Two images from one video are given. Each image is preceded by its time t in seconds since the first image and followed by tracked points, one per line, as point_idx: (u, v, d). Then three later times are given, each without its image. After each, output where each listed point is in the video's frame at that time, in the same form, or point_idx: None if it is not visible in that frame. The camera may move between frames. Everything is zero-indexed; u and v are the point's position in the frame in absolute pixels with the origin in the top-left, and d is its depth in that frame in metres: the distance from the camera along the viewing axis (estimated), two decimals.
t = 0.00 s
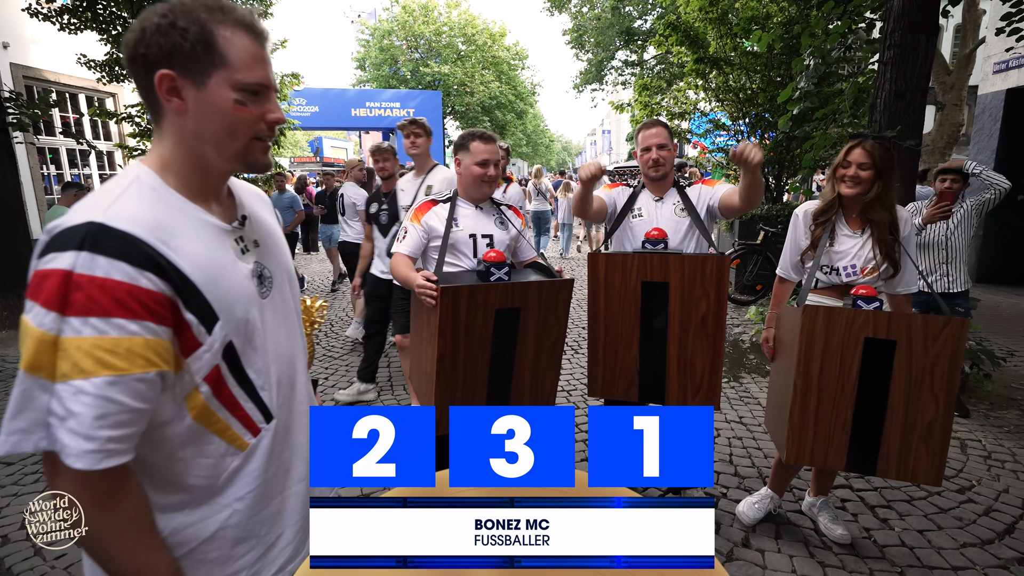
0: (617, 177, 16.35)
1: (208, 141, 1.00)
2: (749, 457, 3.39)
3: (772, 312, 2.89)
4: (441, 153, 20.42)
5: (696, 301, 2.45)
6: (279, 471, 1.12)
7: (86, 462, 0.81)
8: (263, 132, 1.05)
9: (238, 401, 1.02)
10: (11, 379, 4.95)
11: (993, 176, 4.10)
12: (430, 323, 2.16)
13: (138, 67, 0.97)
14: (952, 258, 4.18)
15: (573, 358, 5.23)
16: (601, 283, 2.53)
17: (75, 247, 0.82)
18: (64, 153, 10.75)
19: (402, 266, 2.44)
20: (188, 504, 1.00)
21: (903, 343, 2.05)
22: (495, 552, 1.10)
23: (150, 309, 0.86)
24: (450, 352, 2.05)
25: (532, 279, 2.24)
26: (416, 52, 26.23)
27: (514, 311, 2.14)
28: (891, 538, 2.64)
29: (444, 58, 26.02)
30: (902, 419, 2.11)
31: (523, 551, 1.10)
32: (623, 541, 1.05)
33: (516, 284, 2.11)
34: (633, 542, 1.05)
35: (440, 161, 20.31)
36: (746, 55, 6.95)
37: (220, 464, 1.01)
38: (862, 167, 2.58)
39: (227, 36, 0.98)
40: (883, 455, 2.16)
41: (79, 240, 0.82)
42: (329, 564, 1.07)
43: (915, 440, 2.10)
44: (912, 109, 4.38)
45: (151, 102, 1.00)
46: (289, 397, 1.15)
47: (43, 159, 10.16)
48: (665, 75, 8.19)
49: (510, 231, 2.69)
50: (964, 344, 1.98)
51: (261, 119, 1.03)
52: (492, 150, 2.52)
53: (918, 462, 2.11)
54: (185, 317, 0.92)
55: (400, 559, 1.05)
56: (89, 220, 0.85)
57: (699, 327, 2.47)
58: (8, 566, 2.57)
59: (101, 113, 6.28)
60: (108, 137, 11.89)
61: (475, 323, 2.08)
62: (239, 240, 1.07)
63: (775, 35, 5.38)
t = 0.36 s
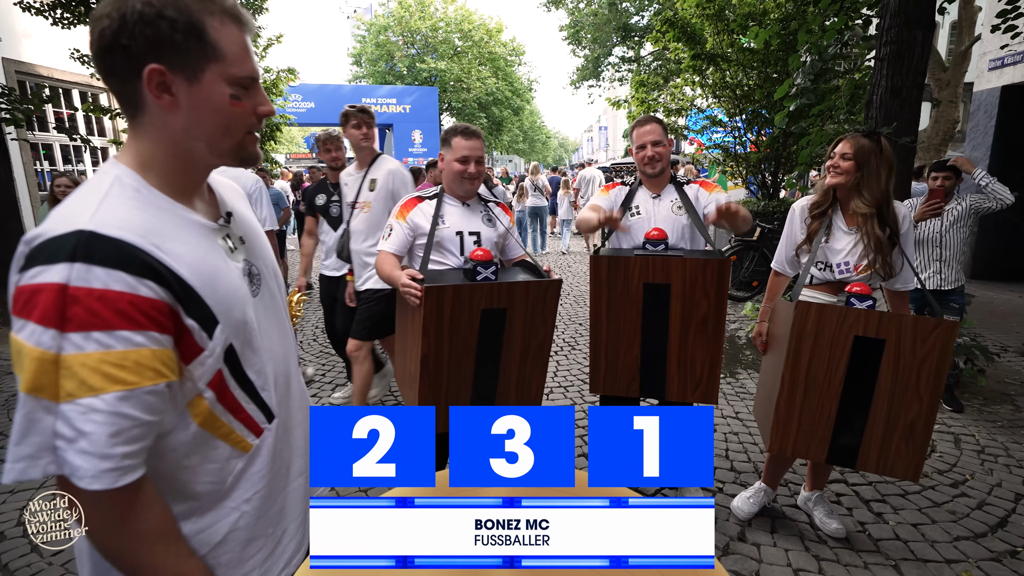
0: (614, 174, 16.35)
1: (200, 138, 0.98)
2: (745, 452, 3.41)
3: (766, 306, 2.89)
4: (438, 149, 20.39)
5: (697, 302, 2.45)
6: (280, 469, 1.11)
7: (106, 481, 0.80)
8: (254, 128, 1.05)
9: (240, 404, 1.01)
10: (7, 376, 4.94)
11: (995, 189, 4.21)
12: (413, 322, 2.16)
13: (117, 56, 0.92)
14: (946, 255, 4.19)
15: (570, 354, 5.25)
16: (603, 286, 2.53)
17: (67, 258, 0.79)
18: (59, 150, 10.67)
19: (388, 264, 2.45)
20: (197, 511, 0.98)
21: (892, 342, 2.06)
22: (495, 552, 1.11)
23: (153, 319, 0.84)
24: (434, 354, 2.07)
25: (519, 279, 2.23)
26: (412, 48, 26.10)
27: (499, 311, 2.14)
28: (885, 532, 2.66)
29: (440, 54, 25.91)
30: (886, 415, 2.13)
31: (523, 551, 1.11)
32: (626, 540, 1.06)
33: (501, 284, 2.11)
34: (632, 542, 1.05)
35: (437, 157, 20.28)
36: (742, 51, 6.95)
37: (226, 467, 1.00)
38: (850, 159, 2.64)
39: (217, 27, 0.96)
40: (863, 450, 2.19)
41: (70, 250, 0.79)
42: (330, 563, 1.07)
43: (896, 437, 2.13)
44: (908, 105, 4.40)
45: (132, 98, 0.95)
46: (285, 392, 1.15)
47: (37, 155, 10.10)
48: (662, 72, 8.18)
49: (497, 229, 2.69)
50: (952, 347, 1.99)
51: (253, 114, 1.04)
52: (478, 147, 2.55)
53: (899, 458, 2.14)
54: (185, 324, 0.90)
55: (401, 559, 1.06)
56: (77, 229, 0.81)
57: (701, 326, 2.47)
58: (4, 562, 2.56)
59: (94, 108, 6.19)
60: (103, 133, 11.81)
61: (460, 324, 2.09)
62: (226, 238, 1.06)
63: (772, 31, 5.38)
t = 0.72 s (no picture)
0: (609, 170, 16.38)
1: (199, 136, 0.98)
2: (739, 447, 3.44)
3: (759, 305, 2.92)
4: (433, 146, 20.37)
5: (688, 301, 2.46)
6: (288, 462, 1.18)
7: (130, 469, 0.82)
8: (253, 125, 1.03)
9: (250, 397, 1.05)
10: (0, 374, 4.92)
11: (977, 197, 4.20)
12: (401, 332, 2.13)
13: (118, 59, 0.93)
14: (940, 252, 4.22)
15: (566, 351, 5.27)
16: (597, 286, 2.56)
17: (85, 259, 0.81)
18: (50, 146, 10.58)
19: (363, 272, 2.43)
20: (211, 502, 1.03)
21: (880, 332, 2.09)
22: (495, 552, 1.12)
23: (169, 316, 0.86)
24: (427, 362, 2.05)
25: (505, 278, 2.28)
26: (407, 43, 25.98)
27: (489, 312, 2.18)
28: (876, 526, 2.70)
29: (435, 49, 25.80)
30: (879, 407, 2.15)
31: (523, 551, 1.12)
32: (625, 541, 1.07)
33: (490, 287, 2.14)
34: (631, 542, 1.06)
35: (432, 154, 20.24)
36: (737, 48, 6.97)
37: (238, 460, 1.05)
38: (854, 152, 2.63)
39: (213, 27, 0.95)
40: (859, 443, 2.21)
41: (88, 251, 0.82)
42: (330, 563, 1.08)
43: (891, 430, 2.15)
44: (901, 103, 4.43)
45: (137, 99, 0.96)
46: (294, 388, 1.21)
47: (28, 151, 10.02)
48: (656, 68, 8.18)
49: (471, 225, 2.73)
50: (941, 335, 2.01)
51: (251, 112, 1.02)
52: (447, 146, 2.51)
53: (895, 450, 2.16)
54: (198, 320, 0.93)
55: (401, 560, 1.07)
56: (94, 231, 0.84)
57: (692, 326, 2.47)
58: None
59: (86, 103, 6.10)
60: (94, 129, 11.71)
61: (452, 330, 2.09)
62: (235, 235, 1.08)
63: (766, 29, 5.39)
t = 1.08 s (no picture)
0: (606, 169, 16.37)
1: (222, 138, 1.10)
2: (734, 444, 3.46)
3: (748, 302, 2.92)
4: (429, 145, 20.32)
5: (682, 300, 2.47)
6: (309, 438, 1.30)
7: (164, 425, 0.95)
8: (269, 126, 1.13)
9: (273, 371, 1.19)
10: None
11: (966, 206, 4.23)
12: (404, 331, 2.12)
13: (154, 74, 1.07)
14: (932, 250, 4.26)
15: (562, 349, 5.28)
16: (591, 283, 2.56)
17: (132, 243, 0.97)
18: (43, 145, 10.51)
19: (365, 271, 2.39)
20: (238, 466, 1.16)
21: (866, 321, 2.14)
22: (495, 560, 1.03)
23: (201, 293, 1.00)
24: (430, 359, 2.06)
25: (506, 275, 2.29)
26: (402, 41, 25.86)
27: (491, 308, 2.19)
28: (869, 521, 2.72)
29: (431, 47, 25.72)
30: (872, 398, 2.18)
31: (524, 561, 1.03)
32: (626, 551, 1.00)
33: (492, 283, 2.15)
34: (634, 551, 1.00)
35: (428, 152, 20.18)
36: (732, 46, 6.98)
37: (262, 429, 1.18)
38: (834, 147, 2.65)
39: (230, 38, 1.06)
40: (855, 436, 2.23)
41: (134, 237, 0.97)
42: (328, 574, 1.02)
43: (885, 422, 2.17)
44: (895, 100, 4.45)
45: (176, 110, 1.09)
46: (315, 366, 1.34)
47: (22, 150, 9.95)
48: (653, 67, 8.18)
49: (472, 223, 2.73)
50: (926, 324, 2.06)
51: (266, 115, 1.11)
52: (446, 144, 2.51)
53: (892, 441, 2.18)
54: (228, 299, 1.07)
55: (401, 568, 1.00)
56: (140, 220, 0.99)
57: (686, 324, 2.48)
58: None
59: (80, 102, 6.08)
60: (88, 128, 11.64)
61: (453, 328, 2.10)
62: (263, 228, 1.23)
63: (761, 27, 5.40)
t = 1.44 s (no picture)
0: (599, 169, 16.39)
1: (250, 146, 1.22)
2: (725, 443, 3.48)
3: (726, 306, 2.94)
4: (422, 145, 20.26)
5: (670, 299, 2.51)
6: (317, 419, 1.38)
7: (191, 392, 1.08)
8: (292, 138, 1.26)
9: (286, 355, 1.27)
10: None
11: (954, 228, 4.21)
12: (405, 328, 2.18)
13: (196, 88, 1.20)
14: (921, 254, 4.29)
15: (555, 349, 5.31)
16: (579, 284, 2.55)
17: (167, 234, 1.10)
18: (30, 146, 10.39)
19: (380, 267, 2.45)
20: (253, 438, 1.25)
21: (850, 318, 2.20)
22: None
23: (223, 279, 1.12)
24: (427, 357, 2.11)
25: (509, 285, 2.27)
26: (395, 42, 25.76)
27: (491, 316, 2.19)
28: (858, 520, 2.74)
29: (424, 48, 25.67)
30: (859, 392, 2.25)
31: None
32: None
33: (491, 291, 2.16)
34: None
35: (421, 153, 20.12)
36: (723, 47, 7.02)
37: (274, 407, 1.27)
38: (810, 152, 2.66)
39: (263, 60, 1.19)
40: (844, 431, 2.28)
41: (168, 229, 1.10)
42: None
43: (871, 417, 2.26)
44: (884, 102, 4.49)
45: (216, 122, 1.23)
46: (325, 354, 1.41)
47: (8, 151, 9.83)
48: (644, 68, 8.20)
49: (488, 227, 2.72)
50: (907, 317, 2.16)
51: (290, 127, 1.24)
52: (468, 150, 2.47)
53: (878, 434, 2.26)
54: (246, 287, 1.18)
55: None
56: (173, 214, 1.12)
57: (673, 322, 2.53)
58: None
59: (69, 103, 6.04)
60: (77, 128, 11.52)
61: (452, 328, 2.13)
62: (282, 227, 1.34)
63: (751, 28, 5.43)
